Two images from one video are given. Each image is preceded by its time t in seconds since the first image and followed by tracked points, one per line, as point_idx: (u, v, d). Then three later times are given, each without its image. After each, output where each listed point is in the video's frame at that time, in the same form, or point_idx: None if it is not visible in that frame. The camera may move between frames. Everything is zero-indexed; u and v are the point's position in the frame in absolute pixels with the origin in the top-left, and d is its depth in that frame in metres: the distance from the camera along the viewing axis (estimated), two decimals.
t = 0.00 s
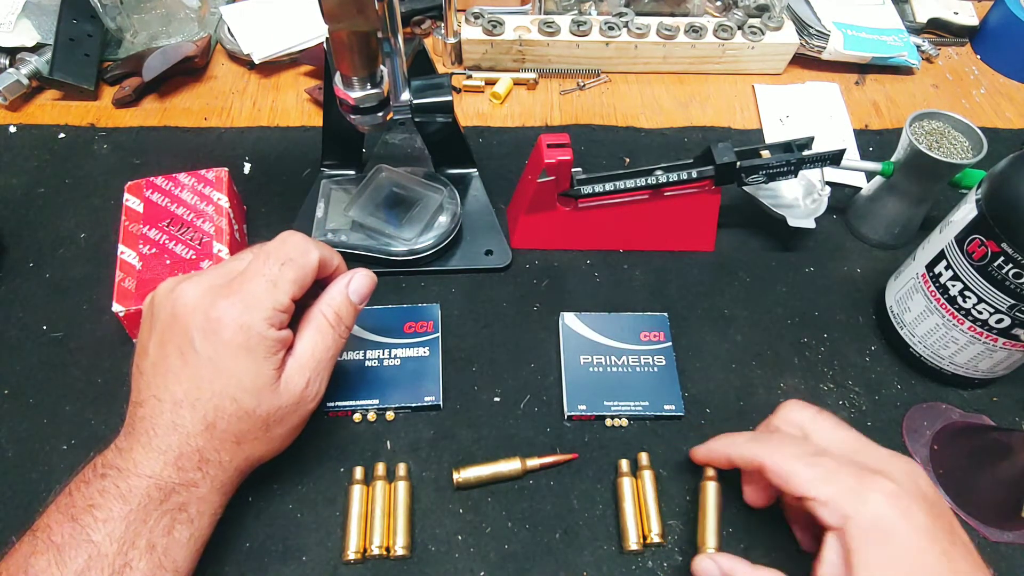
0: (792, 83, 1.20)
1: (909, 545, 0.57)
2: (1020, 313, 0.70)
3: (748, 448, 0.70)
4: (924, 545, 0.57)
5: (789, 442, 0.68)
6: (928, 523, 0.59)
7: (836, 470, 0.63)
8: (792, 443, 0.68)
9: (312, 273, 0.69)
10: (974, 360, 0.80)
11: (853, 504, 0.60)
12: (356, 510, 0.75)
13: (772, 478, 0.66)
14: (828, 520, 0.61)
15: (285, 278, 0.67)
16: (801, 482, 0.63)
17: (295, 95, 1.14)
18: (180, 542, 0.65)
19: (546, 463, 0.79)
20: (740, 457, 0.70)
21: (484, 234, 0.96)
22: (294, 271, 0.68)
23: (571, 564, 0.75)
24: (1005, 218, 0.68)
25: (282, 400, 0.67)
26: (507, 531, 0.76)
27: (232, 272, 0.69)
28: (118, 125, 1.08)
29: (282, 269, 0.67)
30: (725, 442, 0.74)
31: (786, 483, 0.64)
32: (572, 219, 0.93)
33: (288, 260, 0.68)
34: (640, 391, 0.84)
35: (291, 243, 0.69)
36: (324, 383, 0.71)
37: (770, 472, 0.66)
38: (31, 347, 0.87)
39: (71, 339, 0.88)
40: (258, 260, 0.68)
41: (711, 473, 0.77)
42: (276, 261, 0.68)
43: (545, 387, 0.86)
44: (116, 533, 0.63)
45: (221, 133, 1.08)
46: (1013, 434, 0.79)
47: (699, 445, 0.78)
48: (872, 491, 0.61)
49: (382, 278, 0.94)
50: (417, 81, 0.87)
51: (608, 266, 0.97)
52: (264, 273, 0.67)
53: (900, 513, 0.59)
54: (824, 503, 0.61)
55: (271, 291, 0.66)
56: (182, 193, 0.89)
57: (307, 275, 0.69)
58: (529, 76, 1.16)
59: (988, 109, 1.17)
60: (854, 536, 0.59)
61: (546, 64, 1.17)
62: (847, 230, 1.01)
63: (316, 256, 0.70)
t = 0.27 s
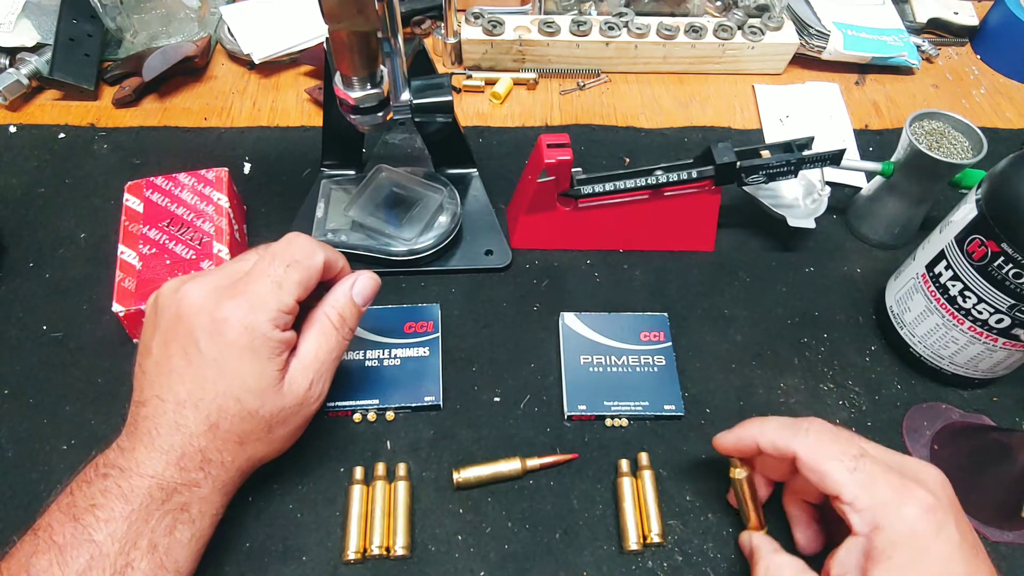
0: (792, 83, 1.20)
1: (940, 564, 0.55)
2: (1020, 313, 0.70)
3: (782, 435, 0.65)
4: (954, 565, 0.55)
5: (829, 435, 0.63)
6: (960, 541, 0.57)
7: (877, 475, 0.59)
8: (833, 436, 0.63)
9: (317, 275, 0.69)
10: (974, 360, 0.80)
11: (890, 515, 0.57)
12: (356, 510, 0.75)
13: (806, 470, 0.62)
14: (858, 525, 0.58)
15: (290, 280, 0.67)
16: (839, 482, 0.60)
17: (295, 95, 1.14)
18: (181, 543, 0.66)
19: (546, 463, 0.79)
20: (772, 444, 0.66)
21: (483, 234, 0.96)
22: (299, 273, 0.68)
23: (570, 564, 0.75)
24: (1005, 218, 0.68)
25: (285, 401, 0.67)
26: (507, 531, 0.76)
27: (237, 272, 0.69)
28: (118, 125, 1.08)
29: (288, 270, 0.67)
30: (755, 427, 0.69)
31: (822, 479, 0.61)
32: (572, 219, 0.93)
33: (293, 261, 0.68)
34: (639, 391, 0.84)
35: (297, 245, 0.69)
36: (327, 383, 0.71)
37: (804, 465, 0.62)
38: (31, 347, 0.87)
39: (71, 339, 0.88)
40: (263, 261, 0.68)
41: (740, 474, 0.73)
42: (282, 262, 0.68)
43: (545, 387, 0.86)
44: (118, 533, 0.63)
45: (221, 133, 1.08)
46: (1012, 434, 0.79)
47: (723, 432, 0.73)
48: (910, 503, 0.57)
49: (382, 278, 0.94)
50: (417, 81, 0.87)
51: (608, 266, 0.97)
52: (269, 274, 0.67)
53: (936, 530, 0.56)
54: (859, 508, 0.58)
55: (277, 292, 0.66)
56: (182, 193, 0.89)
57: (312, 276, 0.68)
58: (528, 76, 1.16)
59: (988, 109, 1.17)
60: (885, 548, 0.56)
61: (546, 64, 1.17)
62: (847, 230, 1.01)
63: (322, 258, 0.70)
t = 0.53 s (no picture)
0: (792, 83, 1.20)
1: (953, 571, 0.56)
2: (1020, 313, 0.70)
3: (793, 450, 0.61)
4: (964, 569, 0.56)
5: (832, 448, 0.60)
6: (969, 545, 0.57)
7: (885, 487, 0.58)
8: (838, 450, 0.60)
9: (320, 276, 0.69)
10: (974, 361, 0.80)
11: (903, 528, 0.56)
12: (356, 510, 0.75)
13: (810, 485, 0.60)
14: (870, 535, 0.58)
15: (293, 281, 0.67)
16: (847, 499, 0.58)
17: (295, 95, 1.14)
18: (182, 543, 0.65)
19: (546, 463, 0.79)
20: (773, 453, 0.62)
21: (484, 234, 0.96)
22: (302, 274, 0.68)
23: (570, 564, 0.75)
24: (1005, 218, 0.68)
25: (287, 402, 0.67)
26: (507, 531, 0.76)
27: (240, 273, 0.69)
28: (118, 125, 1.08)
29: (290, 271, 0.67)
30: (762, 426, 0.63)
31: (828, 497, 0.59)
32: (572, 219, 0.93)
33: (296, 262, 0.68)
34: (640, 391, 0.84)
35: (300, 246, 0.69)
36: (329, 384, 0.71)
37: (809, 480, 0.60)
38: (31, 347, 0.87)
39: (71, 339, 0.88)
40: (266, 262, 0.69)
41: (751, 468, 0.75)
42: (285, 263, 0.68)
43: (545, 387, 0.86)
44: (120, 533, 0.63)
45: (221, 133, 1.08)
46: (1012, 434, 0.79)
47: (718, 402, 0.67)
48: (919, 515, 0.57)
49: (382, 278, 0.94)
50: (417, 81, 0.87)
51: (608, 266, 0.97)
52: (272, 275, 0.67)
53: (946, 538, 0.56)
54: (870, 521, 0.57)
55: (280, 293, 0.66)
56: (182, 193, 0.89)
57: (315, 277, 0.69)
58: (529, 76, 1.16)
59: (988, 109, 1.17)
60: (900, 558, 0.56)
61: (547, 64, 1.17)
62: (847, 230, 1.01)
63: (325, 259, 0.70)
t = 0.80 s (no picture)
0: (792, 83, 1.20)
1: None
2: (1020, 313, 0.70)
3: (798, 466, 0.57)
4: None
5: (845, 464, 0.57)
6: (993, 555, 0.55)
7: (903, 499, 0.55)
8: (848, 466, 0.57)
9: (322, 276, 0.70)
10: (974, 360, 0.80)
11: (927, 541, 0.54)
12: (356, 510, 0.75)
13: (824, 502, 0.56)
14: (894, 550, 0.54)
15: (296, 281, 0.68)
16: (867, 514, 0.54)
17: (295, 95, 1.14)
18: (183, 542, 0.65)
19: (546, 463, 0.79)
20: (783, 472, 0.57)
21: (483, 234, 0.96)
22: (304, 274, 0.68)
23: (570, 564, 0.75)
24: (1005, 217, 0.68)
25: (288, 401, 0.67)
26: (507, 531, 0.76)
27: (243, 273, 0.70)
28: (118, 125, 1.08)
29: (293, 271, 0.68)
30: (770, 444, 0.59)
31: (847, 513, 0.55)
32: (572, 219, 0.93)
33: (299, 262, 0.69)
34: (639, 391, 0.84)
35: (302, 246, 0.70)
36: (329, 384, 0.71)
37: (823, 496, 0.56)
38: (31, 347, 0.87)
39: (71, 339, 0.88)
40: (269, 262, 0.69)
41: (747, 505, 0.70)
42: (287, 263, 0.68)
43: (545, 387, 0.86)
44: (121, 531, 0.63)
45: (221, 133, 1.08)
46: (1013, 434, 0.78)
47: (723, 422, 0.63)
48: (942, 525, 0.54)
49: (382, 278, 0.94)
50: (417, 81, 0.87)
51: (608, 265, 0.97)
52: (275, 275, 0.68)
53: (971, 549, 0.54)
54: (892, 534, 0.54)
55: (283, 293, 0.67)
56: (182, 193, 0.89)
57: (317, 278, 0.69)
58: (529, 76, 1.16)
59: (988, 109, 1.17)
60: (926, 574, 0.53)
61: (547, 64, 1.17)
62: (847, 230, 1.01)
63: (327, 260, 0.70)
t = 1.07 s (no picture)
0: (792, 83, 1.20)
1: (994, 530, 0.53)
2: (1020, 313, 0.70)
3: (827, 381, 0.61)
4: (1010, 530, 0.53)
5: (881, 391, 0.60)
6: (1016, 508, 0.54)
7: (932, 434, 0.57)
8: (882, 391, 0.60)
9: (329, 277, 0.70)
10: (974, 360, 0.80)
11: (945, 479, 0.54)
12: (356, 510, 0.75)
13: (848, 424, 0.59)
14: (903, 480, 0.56)
15: (305, 281, 0.68)
16: (888, 439, 0.57)
17: (295, 95, 1.14)
18: (188, 538, 0.65)
19: (546, 463, 0.79)
20: (807, 388, 0.62)
21: (483, 234, 0.96)
22: (313, 274, 0.69)
23: (570, 564, 0.75)
24: (1005, 217, 0.68)
25: (294, 400, 0.67)
26: (507, 531, 0.76)
27: (251, 272, 0.70)
28: (118, 125, 1.08)
29: (302, 271, 0.68)
30: (796, 363, 0.64)
31: (868, 437, 0.58)
32: (572, 219, 0.93)
33: (308, 262, 0.69)
34: (639, 391, 0.84)
35: (311, 246, 0.70)
36: (334, 383, 0.71)
37: (848, 417, 0.59)
38: (32, 347, 0.87)
39: (71, 339, 0.88)
40: (278, 262, 0.69)
41: None
42: (297, 263, 0.69)
43: (545, 387, 0.86)
44: (126, 526, 0.63)
45: (221, 133, 1.08)
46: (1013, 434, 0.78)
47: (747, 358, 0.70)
48: (965, 469, 0.54)
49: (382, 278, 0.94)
50: (417, 81, 0.87)
51: (608, 265, 0.97)
52: (284, 274, 0.68)
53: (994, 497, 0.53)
54: (906, 463, 0.56)
55: (291, 292, 0.67)
56: (182, 193, 0.89)
57: (325, 278, 0.69)
58: (529, 76, 1.16)
59: (988, 109, 1.17)
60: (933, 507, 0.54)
61: (547, 64, 1.17)
62: (847, 230, 1.01)
63: (335, 261, 0.71)
